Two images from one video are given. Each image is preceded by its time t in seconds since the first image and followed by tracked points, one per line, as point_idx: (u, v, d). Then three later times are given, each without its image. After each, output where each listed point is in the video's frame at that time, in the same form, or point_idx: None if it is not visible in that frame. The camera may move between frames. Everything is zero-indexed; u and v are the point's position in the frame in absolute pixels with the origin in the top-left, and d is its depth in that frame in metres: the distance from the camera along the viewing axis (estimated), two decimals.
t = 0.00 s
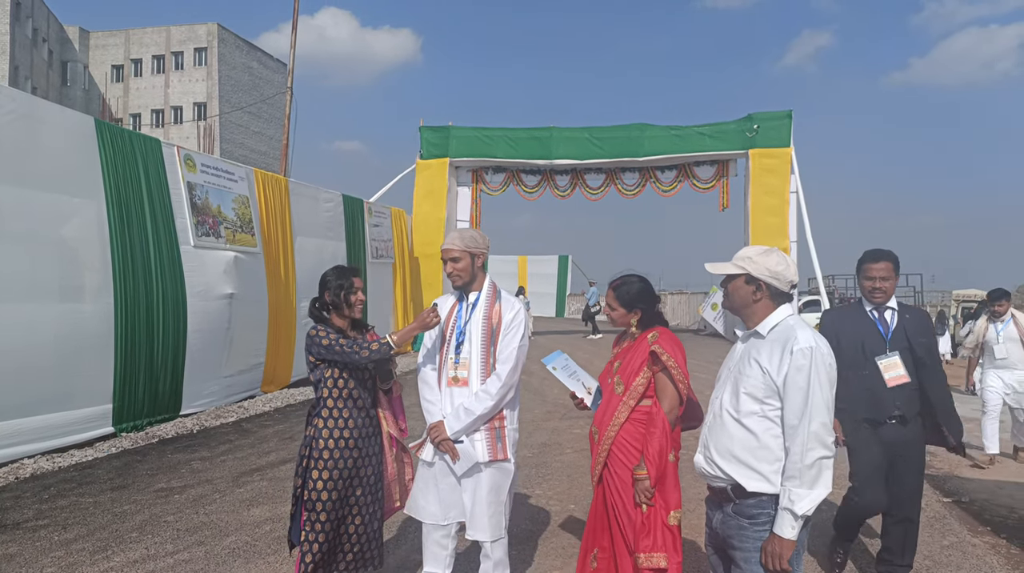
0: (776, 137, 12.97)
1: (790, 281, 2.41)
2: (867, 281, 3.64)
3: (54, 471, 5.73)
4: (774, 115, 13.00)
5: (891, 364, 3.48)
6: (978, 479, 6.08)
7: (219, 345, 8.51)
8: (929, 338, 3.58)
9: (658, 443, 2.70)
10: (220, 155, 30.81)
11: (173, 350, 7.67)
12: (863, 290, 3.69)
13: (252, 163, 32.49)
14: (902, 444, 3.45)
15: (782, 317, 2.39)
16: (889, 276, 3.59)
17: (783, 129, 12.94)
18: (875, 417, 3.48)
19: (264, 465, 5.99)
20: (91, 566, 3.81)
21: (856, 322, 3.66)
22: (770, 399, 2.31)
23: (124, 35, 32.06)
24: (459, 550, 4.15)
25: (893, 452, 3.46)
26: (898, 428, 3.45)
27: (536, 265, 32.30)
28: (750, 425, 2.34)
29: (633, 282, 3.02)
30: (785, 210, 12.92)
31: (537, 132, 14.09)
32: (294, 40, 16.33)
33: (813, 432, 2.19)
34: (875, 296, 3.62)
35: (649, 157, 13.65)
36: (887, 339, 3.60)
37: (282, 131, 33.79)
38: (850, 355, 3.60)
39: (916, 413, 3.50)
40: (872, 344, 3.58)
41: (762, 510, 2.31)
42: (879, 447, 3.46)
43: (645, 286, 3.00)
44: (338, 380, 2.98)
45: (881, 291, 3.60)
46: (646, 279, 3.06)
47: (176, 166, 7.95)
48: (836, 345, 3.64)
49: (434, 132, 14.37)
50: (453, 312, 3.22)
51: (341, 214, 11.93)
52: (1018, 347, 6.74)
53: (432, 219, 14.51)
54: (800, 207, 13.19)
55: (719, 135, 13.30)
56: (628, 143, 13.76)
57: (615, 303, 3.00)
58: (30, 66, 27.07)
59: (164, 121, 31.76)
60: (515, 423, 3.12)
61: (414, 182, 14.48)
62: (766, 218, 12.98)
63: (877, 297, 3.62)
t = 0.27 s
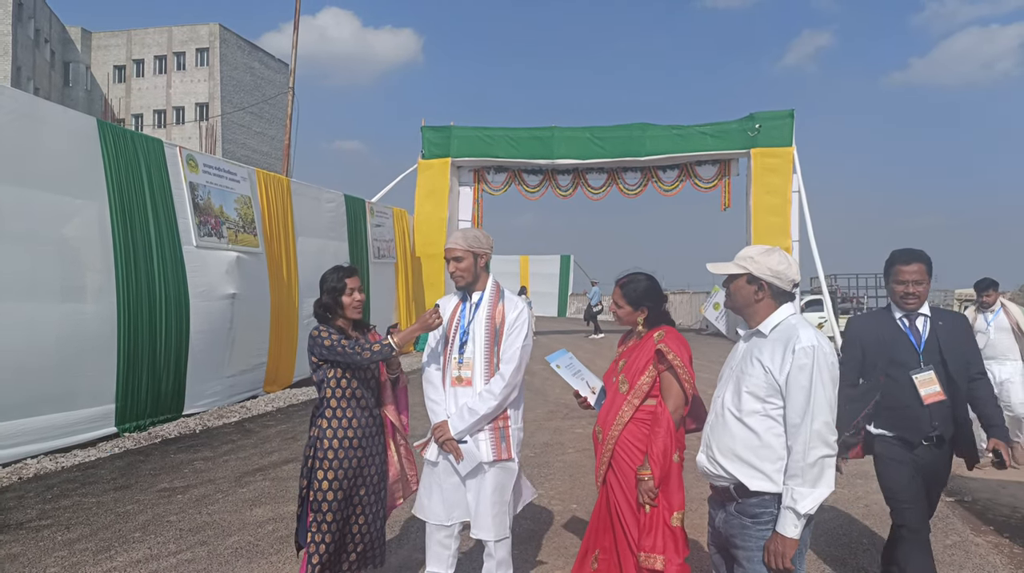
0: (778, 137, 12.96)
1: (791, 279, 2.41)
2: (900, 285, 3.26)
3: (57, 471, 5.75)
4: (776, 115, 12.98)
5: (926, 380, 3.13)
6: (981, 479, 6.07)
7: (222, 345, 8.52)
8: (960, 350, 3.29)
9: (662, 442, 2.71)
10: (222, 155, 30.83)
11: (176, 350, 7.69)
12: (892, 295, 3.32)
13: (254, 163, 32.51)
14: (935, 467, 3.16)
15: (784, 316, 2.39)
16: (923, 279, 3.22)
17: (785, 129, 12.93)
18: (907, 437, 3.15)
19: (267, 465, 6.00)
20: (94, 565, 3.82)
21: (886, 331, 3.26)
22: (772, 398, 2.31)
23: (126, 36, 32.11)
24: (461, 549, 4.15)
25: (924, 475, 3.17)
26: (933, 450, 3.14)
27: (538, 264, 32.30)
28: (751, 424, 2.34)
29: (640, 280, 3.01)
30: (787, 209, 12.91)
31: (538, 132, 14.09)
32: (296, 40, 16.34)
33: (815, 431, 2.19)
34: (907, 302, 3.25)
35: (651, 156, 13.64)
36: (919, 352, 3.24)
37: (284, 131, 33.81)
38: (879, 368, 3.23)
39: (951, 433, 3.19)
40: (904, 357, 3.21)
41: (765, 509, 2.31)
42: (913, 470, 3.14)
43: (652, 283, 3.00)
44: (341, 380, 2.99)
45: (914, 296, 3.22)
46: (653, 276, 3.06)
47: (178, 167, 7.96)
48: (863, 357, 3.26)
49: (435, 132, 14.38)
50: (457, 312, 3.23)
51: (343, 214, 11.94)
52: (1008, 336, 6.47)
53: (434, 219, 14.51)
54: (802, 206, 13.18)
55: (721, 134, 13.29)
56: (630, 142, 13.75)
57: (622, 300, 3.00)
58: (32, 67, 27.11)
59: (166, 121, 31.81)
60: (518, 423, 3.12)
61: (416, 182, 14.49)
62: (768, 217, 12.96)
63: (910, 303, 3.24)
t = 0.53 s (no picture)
0: (775, 135, 12.96)
1: (788, 277, 2.41)
2: (918, 278, 2.82)
3: (54, 470, 5.73)
4: (773, 112, 12.99)
5: (945, 380, 2.72)
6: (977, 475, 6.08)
7: (219, 343, 8.50)
8: (992, 346, 2.77)
9: (665, 440, 2.72)
10: (218, 153, 30.76)
11: (173, 349, 7.67)
12: (911, 290, 2.88)
13: (250, 161, 32.44)
14: (965, 483, 2.68)
15: (783, 314, 2.39)
16: (945, 271, 2.78)
17: (782, 126, 12.93)
18: (928, 447, 2.72)
19: (264, 464, 5.99)
20: (91, 565, 3.81)
21: (903, 328, 2.83)
22: (770, 396, 2.31)
23: (122, 33, 32.00)
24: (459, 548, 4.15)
25: (951, 491, 2.69)
26: (959, 461, 2.68)
27: (535, 263, 32.29)
28: (749, 421, 2.34)
29: (641, 277, 3.01)
30: (784, 207, 12.92)
31: (536, 130, 14.08)
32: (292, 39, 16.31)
33: (814, 429, 2.19)
34: (929, 297, 2.80)
35: (648, 154, 13.64)
36: (945, 351, 2.78)
37: (280, 129, 33.73)
38: (898, 371, 2.77)
39: (983, 443, 2.72)
40: (925, 358, 2.77)
41: (763, 507, 2.31)
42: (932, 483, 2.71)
43: (654, 281, 3.00)
44: (338, 378, 2.98)
45: (936, 290, 2.78)
46: (654, 274, 3.05)
47: (174, 165, 7.94)
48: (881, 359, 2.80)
49: (433, 130, 14.36)
50: (456, 311, 3.22)
51: (340, 212, 11.92)
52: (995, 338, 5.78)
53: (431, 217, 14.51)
54: (799, 204, 13.20)
55: (718, 132, 13.29)
56: (627, 140, 13.75)
57: (624, 298, 2.99)
58: (28, 64, 27.01)
59: (162, 119, 31.72)
60: (517, 422, 3.12)
61: (413, 180, 14.47)
62: (766, 215, 12.97)
63: (932, 299, 2.79)
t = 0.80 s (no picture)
0: (772, 136, 12.99)
1: (787, 277, 2.41)
2: (951, 280, 2.55)
3: (51, 474, 5.71)
4: (769, 114, 13.01)
5: (972, 399, 2.44)
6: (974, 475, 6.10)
7: (216, 347, 8.48)
8: None
9: (668, 444, 2.68)
10: (215, 156, 30.72)
11: (170, 352, 7.66)
12: (941, 295, 2.61)
13: (247, 164, 32.40)
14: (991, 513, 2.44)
15: (781, 316, 2.39)
16: (980, 273, 2.52)
17: (778, 128, 12.95)
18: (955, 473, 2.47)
19: (262, 467, 5.97)
20: (89, 569, 3.80)
21: (935, 337, 2.56)
22: (769, 398, 2.32)
23: (118, 37, 31.97)
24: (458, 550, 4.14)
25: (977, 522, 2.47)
26: (988, 490, 2.43)
27: (533, 264, 32.29)
28: (748, 423, 2.34)
29: (641, 278, 3.00)
30: (781, 208, 12.95)
31: (533, 132, 14.09)
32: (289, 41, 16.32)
33: (813, 430, 2.19)
34: (962, 303, 2.54)
35: (645, 156, 13.66)
36: (979, 363, 2.51)
37: (277, 132, 33.71)
38: (928, 386, 2.52)
39: None
40: (956, 370, 2.50)
41: (762, 508, 2.31)
42: (958, 514, 2.48)
43: (654, 282, 2.99)
44: (336, 381, 2.97)
45: (970, 295, 2.52)
46: (654, 275, 3.05)
47: (171, 168, 7.93)
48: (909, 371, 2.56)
49: (430, 132, 14.36)
50: (454, 313, 3.22)
51: (337, 214, 11.91)
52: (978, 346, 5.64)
53: (428, 219, 14.51)
54: (796, 205, 13.22)
55: (715, 134, 13.31)
56: (624, 142, 13.77)
57: (623, 300, 2.99)
58: (24, 68, 26.96)
59: (158, 122, 31.69)
60: (516, 425, 3.11)
61: (410, 182, 14.47)
62: (762, 216, 12.99)
63: (966, 304, 2.53)
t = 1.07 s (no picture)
0: (774, 136, 12.97)
1: (789, 278, 2.41)
2: (998, 274, 2.28)
3: (53, 473, 5.71)
4: (771, 114, 13.00)
5: None
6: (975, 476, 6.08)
7: (217, 346, 8.48)
8: None
9: (672, 446, 2.66)
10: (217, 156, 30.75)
11: (172, 351, 7.66)
12: (989, 293, 2.33)
13: (249, 164, 32.42)
14: None
15: (784, 316, 2.38)
16: None
17: (780, 128, 12.94)
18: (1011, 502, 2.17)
19: (263, 466, 5.97)
20: (90, 568, 3.80)
21: (983, 342, 2.25)
22: (772, 398, 2.31)
23: (120, 36, 32.00)
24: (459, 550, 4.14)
25: None
26: None
27: (535, 264, 32.28)
28: (751, 424, 2.33)
29: (645, 278, 3.00)
30: (783, 209, 12.94)
31: (535, 132, 14.08)
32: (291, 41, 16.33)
33: (816, 431, 2.18)
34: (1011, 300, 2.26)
35: (647, 156, 13.65)
36: None
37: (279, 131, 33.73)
38: (970, 398, 2.24)
39: None
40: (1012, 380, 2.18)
41: (765, 509, 2.30)
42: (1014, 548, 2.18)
43: (658, 282, 2.99)
44: (339, 378, 2.96)
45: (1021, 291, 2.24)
46: (658, 275, 3.04)
47: (173, 168, 7.93)
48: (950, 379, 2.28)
49: (431, 132, 14.36)
50: (457, 313, 3.22)
51: (339, 214, 11.92)
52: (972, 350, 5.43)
53: (429, 219, 14.53)
54: (798, 206, 13.21)
55: (717, 134, 13.30)
56: (626, 142, 13.76)
57: (627, 300, 2.99)
58: (26, 67, 26.99)
59: (160, 122, 31.73)
60: (518, 424, 3.11)
61: (412, 181, 14.47)
62: (764, 217, 12.98)
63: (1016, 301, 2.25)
